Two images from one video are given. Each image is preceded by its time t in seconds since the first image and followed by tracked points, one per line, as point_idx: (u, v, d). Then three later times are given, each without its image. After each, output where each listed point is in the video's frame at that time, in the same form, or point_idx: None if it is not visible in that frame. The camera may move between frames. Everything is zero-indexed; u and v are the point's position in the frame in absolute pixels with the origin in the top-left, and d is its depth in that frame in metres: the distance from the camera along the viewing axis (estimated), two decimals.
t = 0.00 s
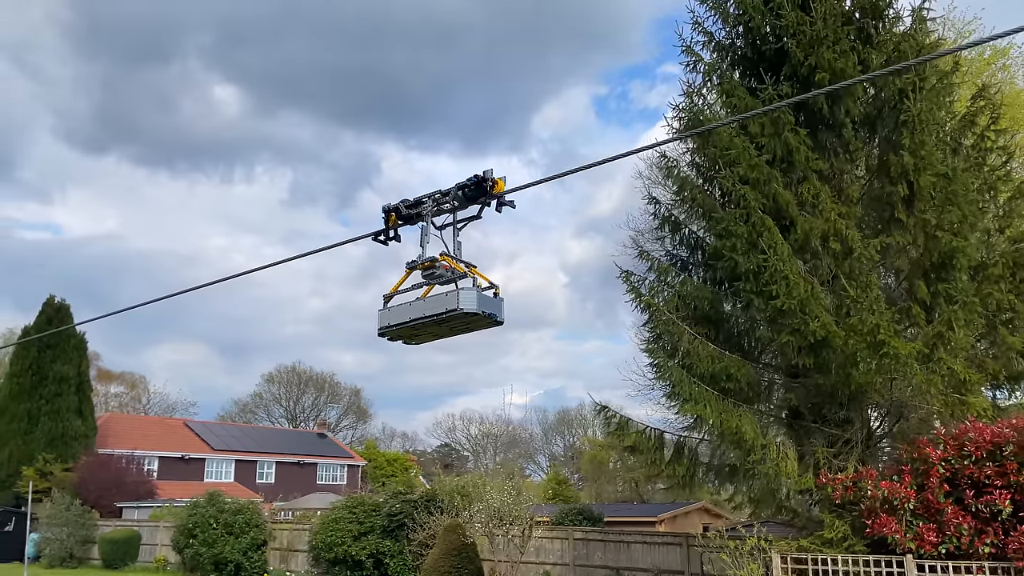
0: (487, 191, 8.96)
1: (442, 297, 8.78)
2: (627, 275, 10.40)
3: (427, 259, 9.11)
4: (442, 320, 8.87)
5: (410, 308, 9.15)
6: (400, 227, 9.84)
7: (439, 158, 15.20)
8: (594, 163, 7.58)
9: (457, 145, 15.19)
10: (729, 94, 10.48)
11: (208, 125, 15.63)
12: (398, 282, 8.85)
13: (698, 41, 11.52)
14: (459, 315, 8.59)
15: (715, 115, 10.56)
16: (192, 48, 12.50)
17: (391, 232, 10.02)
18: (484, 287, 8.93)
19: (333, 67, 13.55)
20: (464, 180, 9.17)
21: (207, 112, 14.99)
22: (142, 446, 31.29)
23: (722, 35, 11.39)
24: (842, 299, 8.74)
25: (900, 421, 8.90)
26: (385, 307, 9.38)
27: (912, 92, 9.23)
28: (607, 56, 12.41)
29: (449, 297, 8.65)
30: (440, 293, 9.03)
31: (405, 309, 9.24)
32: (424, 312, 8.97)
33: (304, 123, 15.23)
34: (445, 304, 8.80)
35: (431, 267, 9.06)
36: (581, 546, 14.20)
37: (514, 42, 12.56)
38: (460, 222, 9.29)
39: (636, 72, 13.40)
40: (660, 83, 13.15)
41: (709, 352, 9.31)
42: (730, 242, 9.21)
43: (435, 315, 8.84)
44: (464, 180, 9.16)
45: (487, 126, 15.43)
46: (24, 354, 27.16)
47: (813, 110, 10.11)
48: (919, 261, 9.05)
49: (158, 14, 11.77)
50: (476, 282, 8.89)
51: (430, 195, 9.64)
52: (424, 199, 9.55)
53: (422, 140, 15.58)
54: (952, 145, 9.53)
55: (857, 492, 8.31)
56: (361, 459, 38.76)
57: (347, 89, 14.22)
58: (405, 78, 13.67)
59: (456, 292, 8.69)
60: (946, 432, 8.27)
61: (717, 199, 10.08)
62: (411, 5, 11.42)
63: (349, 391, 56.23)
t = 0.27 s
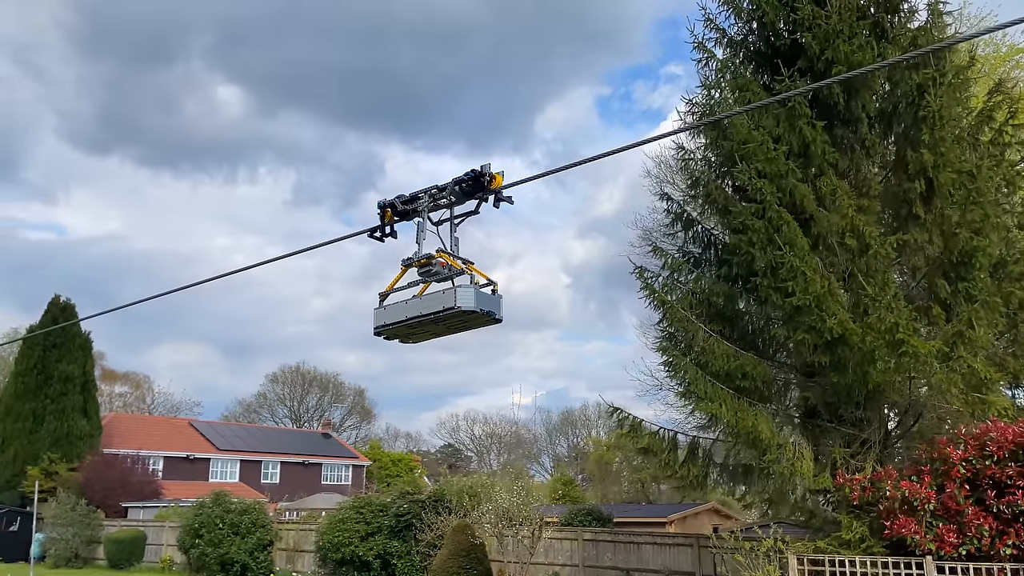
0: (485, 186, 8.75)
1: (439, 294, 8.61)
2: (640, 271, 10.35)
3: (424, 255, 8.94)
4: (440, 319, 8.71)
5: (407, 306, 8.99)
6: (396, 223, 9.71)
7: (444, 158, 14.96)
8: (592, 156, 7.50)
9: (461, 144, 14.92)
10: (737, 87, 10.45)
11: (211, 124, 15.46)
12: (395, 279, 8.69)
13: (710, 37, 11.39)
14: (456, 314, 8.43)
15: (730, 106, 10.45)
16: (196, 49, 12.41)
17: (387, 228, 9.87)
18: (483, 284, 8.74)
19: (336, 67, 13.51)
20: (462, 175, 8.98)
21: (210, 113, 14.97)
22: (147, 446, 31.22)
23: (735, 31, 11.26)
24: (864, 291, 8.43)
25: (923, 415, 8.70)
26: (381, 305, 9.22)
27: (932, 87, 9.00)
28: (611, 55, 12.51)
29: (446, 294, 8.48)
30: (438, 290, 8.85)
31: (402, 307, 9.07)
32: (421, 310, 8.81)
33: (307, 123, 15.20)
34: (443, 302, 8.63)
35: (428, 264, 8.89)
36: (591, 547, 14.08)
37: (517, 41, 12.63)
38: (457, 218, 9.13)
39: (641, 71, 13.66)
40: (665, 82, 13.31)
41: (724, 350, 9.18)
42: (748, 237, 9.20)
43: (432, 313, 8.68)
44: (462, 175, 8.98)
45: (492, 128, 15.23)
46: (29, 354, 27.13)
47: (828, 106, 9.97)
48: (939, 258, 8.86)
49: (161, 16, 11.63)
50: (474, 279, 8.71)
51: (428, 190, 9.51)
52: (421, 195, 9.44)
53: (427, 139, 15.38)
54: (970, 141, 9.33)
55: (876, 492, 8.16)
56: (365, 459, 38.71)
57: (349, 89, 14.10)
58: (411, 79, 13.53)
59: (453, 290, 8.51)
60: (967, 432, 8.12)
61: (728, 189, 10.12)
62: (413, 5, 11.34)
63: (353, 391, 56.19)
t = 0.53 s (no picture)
0: (482, 186, 8.91)
1: (436, 298, 8.76)
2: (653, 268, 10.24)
3: (421, 258, 9.10)
4: (437, 322, 8.86)
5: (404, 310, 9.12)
6: (393, 225, 9.86)
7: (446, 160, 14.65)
8: (593, 157, 7.46)
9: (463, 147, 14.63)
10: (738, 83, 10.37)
11: (215, 125, 15.41)
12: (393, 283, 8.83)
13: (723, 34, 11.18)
14: (454, 317, 8.58)
15: (744, 100, 10.15)
16: (201, 48, 12.32)
17: (383, 230, 10.01)
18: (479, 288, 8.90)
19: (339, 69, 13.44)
20: (459, 176, 9.15)
21: (214, 113, 14.86)
22: (152, 445, 31.19)
23: (748, 26, 11.19)
24: (879, 286, 8.45)
25: (943, 413, 8.55)
26: (377, 309, 9.35)
27: (950, 83, 8.93)
28: (615, 56, 12.45)
29: (444, 298, 8.63)
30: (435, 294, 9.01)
31: (399, 310, 9.22)
32: (418, 313, 8.95)
33: (311, 123, 15.04)
34: (440, 305, 8.79)
35: (425, 267, 9.05)
36: (600, 547, 13.98)
37: (521, 42, 12.39)
38: (454, 219, 9.26)
39: (642, 74, 13.30)
40: (668, 82, 12.66)
41: (739, 348, 9.05)
42: (764, 233, 9.14)
43: (429, 317, 8.83)
44: (459, 176, 9.15)
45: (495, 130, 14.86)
46: (34, 353, 27.12)
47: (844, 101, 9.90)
48: (957, 256, 8.81)
49: (166, 15, 11.62)
50: (471, 282, 8.87)
51: (424, 192, 9.66)
52: (417, 196, 9.59)
53: (430, 143, 15.14)
54: (988, 137, 9.15)
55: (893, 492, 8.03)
56: (369, 458, 38.70)
57: (353, 90, 14.09)
58: (414, 80, 13.46)
59: (451, 294, 8.68)
60: (986, 432, 8.01)
61: (739, 184, 10.20)
62: (415, 6, 11.36)
63: (357, 390, 56.16)
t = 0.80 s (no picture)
0: (482, 187, 8.88)
1: (435, 298, 8.69)
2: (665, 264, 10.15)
3: (419, 259, 9.02)
4: (435, 323, 8.78)
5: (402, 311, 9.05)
6: (392, 226, 9.79)
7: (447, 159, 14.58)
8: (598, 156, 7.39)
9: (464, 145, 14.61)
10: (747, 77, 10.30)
11: (217, 124, 15.33)
12: (391, 283, 8.75)
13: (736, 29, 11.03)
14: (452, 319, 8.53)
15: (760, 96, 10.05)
16: (202, 47, 12.26)
17: (382, 231, 9.94)
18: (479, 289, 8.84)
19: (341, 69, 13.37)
20: (459, 177, 9.11)
21: (215, 113, 14.78)
22: (155, 443, 31.13)
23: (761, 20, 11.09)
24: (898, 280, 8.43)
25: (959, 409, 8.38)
26: (375, 310, 9.28)
27: (967, 77, 8.85)
28: (615, 55, 12.39)
29: (443, 298, 8.56)
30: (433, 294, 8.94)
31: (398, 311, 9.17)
32: (417, 314, 8.87)
33: (312, 123, 15.03)
34: (438, 306, 8.72)
35: (424, 267, 8.97)
36: (608, 546, 13.90)
37: (525, 44, 12.40)
38: (454, 220, 9.17)
39: (641, 72, 13.47)
40: (668, 81, 13.31)
41: (752, 346, 8.94)
42: (778, 229, 9.05)
43: (427, 318, 8.75)
44: (459, 177, 9.11)
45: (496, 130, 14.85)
46: (37, 351, 27.06)
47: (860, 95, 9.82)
48: (973, 251, 8.81)
49: (167, 15, 11.60)
50: (471, 283, 8.81)
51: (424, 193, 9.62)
52: (416, 197, 9.53)
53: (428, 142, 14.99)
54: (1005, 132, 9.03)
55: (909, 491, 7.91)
56: (372, 457, 38.72)
57: (354, 90, 14.03)
58: (416, 78, 13.38)
59: (450, 294, 8.60)
60: (1004, 430, 7.89)
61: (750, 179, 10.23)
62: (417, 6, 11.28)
63: (359, 388, 56.09)
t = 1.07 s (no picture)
0: (491, 186, 8.68)
1: (443, 297, 8.60)
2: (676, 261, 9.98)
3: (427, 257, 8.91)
4: (444, 322, 8.71)
5: (410, 309, 9.04)
6: (400, 224, 9.78)
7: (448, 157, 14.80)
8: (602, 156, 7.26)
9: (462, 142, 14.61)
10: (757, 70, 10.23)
11: (216, 122, 15.22)
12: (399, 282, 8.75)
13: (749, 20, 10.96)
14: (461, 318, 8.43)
15: (774, 92, 9.92)
16: (201, 45, 12.17)
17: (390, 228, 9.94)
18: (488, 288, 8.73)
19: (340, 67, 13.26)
20: (468, 175, 8.90)
21: (214, 110, 14.66)
22: (157, 441, 31.06)
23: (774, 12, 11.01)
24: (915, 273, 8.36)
25: (977, 405, 8.33)
26: (385, 309, 9.33)
27: (985, 70, 8.75)
28: (616, 56, 12.13)
29: (451, 298, 8.47)
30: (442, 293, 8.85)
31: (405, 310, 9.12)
32: (425, 313, 8.83)
33: (312, 121, 14.91)
34: (447, 305, 8.63)
35: (432, 266, 8.87)
36: (615, 544, 13.81)
37: (524, 45, 12.25)
38: (462, 219, 9.13)
39: (641, 70, 13.24)
40: (669, 79, 13.08)
41: (766, 342, 8.83)
42: (791, 225, 8.95)
43: (436, 317, 8.68)
44: (468, 175, 8.90)
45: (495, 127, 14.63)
46: (38, 348, 26.98)
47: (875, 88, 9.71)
48: (990, 245, 8.75)
49: (165, 12, 11.50)
50: (479, 282, 8.70)
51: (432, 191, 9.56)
52: (425, 195, 9.51)
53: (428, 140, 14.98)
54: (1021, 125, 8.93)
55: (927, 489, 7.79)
56: (373, 455, 38.63)
57: (353, 87, 13.88)
58: (416, 75, 13.27)
59: (458, 293, 8.51)
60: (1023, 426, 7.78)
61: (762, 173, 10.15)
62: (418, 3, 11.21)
63: (360, 386, 56.02)
